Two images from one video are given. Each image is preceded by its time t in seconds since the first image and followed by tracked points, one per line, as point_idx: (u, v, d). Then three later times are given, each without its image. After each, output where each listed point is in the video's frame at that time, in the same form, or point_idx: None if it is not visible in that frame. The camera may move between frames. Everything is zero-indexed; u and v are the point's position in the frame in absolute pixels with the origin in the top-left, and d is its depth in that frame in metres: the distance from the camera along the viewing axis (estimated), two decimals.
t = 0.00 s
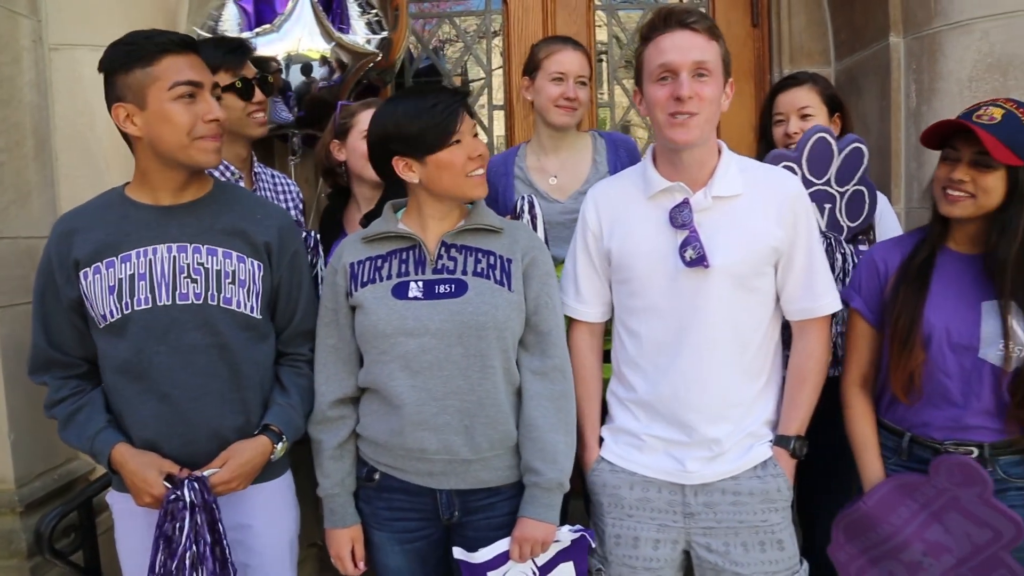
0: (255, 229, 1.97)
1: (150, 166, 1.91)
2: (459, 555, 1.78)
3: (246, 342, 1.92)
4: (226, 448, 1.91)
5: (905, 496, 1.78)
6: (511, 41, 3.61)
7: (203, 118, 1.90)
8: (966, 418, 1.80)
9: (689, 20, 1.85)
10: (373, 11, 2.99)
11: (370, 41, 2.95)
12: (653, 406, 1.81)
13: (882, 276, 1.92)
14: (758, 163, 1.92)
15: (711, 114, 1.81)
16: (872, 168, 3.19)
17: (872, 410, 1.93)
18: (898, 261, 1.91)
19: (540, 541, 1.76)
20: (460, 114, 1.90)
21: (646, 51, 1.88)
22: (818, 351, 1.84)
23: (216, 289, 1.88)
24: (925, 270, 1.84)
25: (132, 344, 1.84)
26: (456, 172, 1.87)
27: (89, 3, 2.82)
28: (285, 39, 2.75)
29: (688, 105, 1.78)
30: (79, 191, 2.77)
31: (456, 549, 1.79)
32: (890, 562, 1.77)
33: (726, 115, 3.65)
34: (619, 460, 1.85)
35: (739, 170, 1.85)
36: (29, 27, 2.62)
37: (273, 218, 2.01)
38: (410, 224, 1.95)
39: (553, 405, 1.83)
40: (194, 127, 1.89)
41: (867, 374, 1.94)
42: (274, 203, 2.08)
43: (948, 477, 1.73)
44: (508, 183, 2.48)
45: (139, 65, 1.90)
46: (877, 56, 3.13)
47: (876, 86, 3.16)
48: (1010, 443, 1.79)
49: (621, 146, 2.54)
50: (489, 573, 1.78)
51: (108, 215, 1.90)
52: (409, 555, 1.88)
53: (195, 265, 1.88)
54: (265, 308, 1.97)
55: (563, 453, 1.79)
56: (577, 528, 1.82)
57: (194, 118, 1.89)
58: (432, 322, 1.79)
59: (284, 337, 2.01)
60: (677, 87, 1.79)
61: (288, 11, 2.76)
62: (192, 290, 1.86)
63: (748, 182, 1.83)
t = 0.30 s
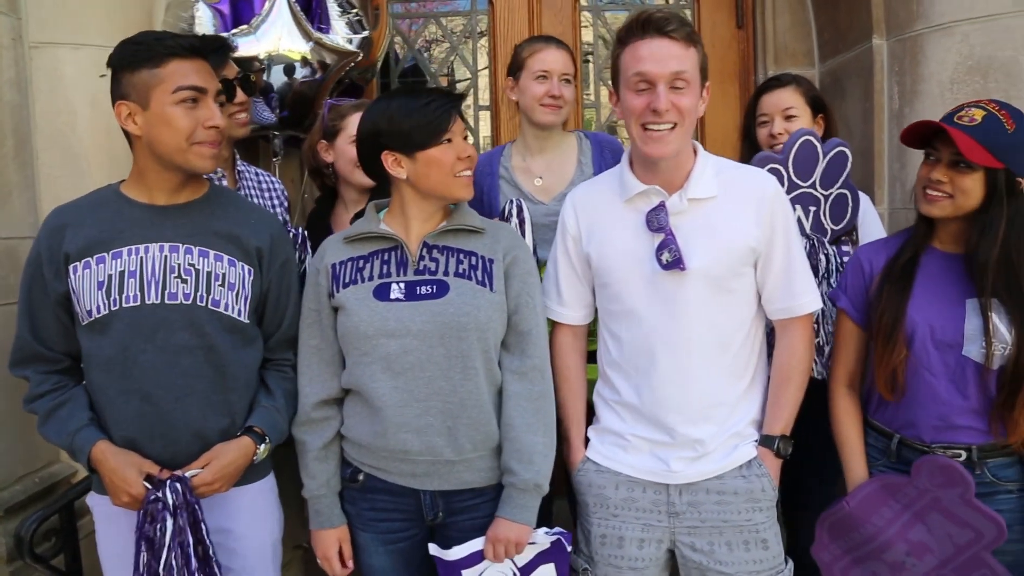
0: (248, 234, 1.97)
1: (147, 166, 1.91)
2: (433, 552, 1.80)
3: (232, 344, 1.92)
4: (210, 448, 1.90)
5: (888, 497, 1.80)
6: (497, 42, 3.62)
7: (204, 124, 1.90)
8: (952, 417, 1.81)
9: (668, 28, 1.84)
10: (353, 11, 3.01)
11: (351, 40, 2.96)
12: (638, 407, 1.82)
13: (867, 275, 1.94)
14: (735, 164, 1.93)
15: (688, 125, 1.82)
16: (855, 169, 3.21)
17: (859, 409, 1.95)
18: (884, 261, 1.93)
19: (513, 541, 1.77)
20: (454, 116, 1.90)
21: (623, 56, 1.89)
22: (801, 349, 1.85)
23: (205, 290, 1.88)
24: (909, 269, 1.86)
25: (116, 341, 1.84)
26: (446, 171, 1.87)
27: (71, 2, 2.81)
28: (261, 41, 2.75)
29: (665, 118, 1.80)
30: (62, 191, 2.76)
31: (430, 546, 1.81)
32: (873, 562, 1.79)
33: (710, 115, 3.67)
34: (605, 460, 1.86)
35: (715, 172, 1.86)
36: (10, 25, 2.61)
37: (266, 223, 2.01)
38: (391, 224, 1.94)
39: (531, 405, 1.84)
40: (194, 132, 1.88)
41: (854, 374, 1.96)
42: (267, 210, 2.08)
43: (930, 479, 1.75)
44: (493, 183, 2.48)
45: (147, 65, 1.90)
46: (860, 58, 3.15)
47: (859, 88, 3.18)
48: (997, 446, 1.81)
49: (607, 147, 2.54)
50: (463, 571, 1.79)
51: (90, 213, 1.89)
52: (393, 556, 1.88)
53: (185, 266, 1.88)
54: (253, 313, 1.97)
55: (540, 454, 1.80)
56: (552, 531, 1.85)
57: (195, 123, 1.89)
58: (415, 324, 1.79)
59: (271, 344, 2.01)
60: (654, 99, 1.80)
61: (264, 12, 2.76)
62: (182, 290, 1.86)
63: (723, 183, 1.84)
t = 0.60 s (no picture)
0: (230, 231, 1.96)
1: (126, 166, 1.90)
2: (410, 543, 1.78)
3: (217, 343, 1.91)
4: (198, 447, 1.90)
5: (888, 504, 1.81)
6: (487, 42, 3.62)
7: (182, 124, 1.89)
8: (953, 417, 1.82)
9: (650, 31, 1.85)
10: (337, 11, 3.01)
11: (337, 40, 2.97)
12: (637, 409, 1.82)
13: (866, 276, 1.95)
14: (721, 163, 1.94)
15: (671, 126, 1.83)
16: (843, 169, 3.23)
17: (861, 411, 1.96)
18: (882, 262, 1.94)
19: (493, 536, 1.76)
20: (440, 117, 1.90)
21: (606, 62, 1.89)
22: (793, 346, 1.85)
23: (189, 289, 1.87)
24: (908, 268, 1.87)
25: (101, 342, 1.83)
26: (436, 170, 1.87)
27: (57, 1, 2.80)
28: (246, 42, 2.74)
29: (648, 120, 1.81)
30: (48, 192, 2.75)
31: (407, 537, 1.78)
32: (877, 569, 1.81)
33: (699, 115, 3.68)
34: (603, 463, 1.86)
35: (700, 171, 1.86)
36: None
37: (250, 220, 2.00)
38: (381, 224, 1.94)
39: (520, 402, 1.84)
40: (171, 132, 1.88)
41: (857, 377, 1.97)
42: (249, 207, 2.07)
43: (929, 485, 1.76)
44: (482, 181, 2.48)
45: (124, 65, 1.89)
46: (848, 59, 3.17)
47: (847, 89, 3.20)
48: (1003, 449, 1.81)
49: (596, 146, 2.54)
50: (440, 565, 1.77)
51: (77, 215, 1.88)
52: (381, 556, 1.88)
53: (168, 265, 1.87)
54: (238, 309, 1.96)
55: (527, 450, 1.80)
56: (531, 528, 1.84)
57: (173, 123, 1.88)
58: (406, 323, 1.79)
59: (257, 342, 2.00)
60: (638, 101, 1.81)
61: (247, 12, 2.75)
62: (165, 289, 1.85)
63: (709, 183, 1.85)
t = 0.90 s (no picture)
0: (217, 230, 1.94)
1: (110, 167, 1.88)
2: (404, 539, 1.78)
3: (206, 342, 1.89)
4: (187, 448, 1.88)
5: (878, 506, 1.82)
6: (477, 42, 3.61)
7: (166, 124, 1.87)
8: (944, 418, 1.83)
9: (642, 29, 1.86)
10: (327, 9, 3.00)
11: (328, 39, 2.96)
12: (637, 409, 1.82)
13: (858, 277, 1.96)
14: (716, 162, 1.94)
15: (665, 122, 1.83)
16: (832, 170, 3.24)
17: (854, 412, 1.97)
18: (874, 262, 1.95)
19: (485, 532, 1.76)
20: (428, 117, 1.89)
21: (600, 60, 1.90)
22: (791, 346, 1.85)
23: (177, 288, 1.86)
24: (900, 267, 1.88)
25: (88, 343, 1.81)
26: (423, 172, 1.86)
27: None
28: (235, 41, 2.72)
29: (642, 114, 1.80)
30: (34, 192, 2.72)
31: (401, 532, 1.79)
32: (868, 570, 1.82)
33: (689, 115, 3.69)
34: (604, 463, 1.86)
35: (696, 169, 1.87)
36: None
37: (237, 220, 1.99)
38: (366, 225, 1.93)
39: (511, 401, 1.84)
40: (156, 132, 1.86)
41: (849, 378, 1.97)
42: (237, 207, 2.05)
43: (918, 487, 1.77)
44: (472, 180, 2.47)
45: (109, 65, 1.87)
46: (837, 60, 3.18)
47: (836, 90, 3.21)
48: (997, 450, 1.83)
49: (587, 146, 2.54)
50: (431, 561, 1.76)
51: (63, 215, 1.86)
52: (374, 558, 1.87)
53: (156, 264, 1.85)
54: (227, 309, 1.95)
55: (518, 448, 1.80)
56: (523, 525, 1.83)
57: (157, 123, 1.86)
58: (397, 324, 1.78)
59: (244, 341, 1.99)
60: (633, 96, 1.81)
61: (237, 11, 2.73)
62: (153, 289, 1.84)
63: (705, 181, 1.85)
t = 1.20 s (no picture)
0: (204, 230, 1.93)
1: (97, 166, 1.86)
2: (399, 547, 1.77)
3: (193, 343, 1.88)
4: (174, 450, 1.87)
5: (866, 505, 1.83)
6: (466, 41, 3.60)
7: (153, 124, 1.85)
8: (931, 418, 1.84)
9: (642, 26, 1.88)
10: (317, 8, 3.00)
11: (318, 37, 2.97)
12: (635, 410, 1.82)
13: (846, 277, 1.97)
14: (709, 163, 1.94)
15: (664, 116, 1.83)
16: (821, 170, 3.25)
17: (842, 412, 1.98)
18: (862, 262, 1.96)
19: (481, 535, 1.76)
20: (417, 117, 1.88)
21: (601, 55, 1.90)
22: (787, 345, 1.86)
23: (163, 288, 1.84)
24: (888, 267, 1.89)
25: (72, 343, 1.79)
26: (410, 172, 1.85)
27: None
28: (226, 38, 2.70)
29: (641, 106, 1.80)
30: (18, 192, 2.70)
31: (396, 540, 1.78)
32: (856, 570, 1.82)
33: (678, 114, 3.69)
34: (604, 464, 1.85)
35: (692, 171, 1.87)
36: None
37: (223, 219, 1.97)
38: (353, 225, 1.92)
39: (500, 401, 1.83)
40: (143, 131, 1.84)
41: (837, 378, 1.98)
42: (224, 207, 2.04)
43: (905, 487, 1.77)
44: (461, 180, 2.46)
45: (95, 64, 1.85)
46: (825, 60, 3.19)
47: (824, 90, 3.22)
48: (982, 449, 1.84)
49: (575, 147, 2.54)
50: (428, 566, 1.76)
51: (47, 215, 1.84)
52: (363, 559, 1.86)
53: (142, 264, 1.84)
54: (214, 309, 1.93)
55: (508, 449, 1.80)
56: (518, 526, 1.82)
57: (144, 123, 1.84)
58: (384, 325, 1.77)
59: (232, 342, 1.97)
60: (632, 88, 1.81)
61: (229, 9, 2.71)
62: (139, 289, 1.82)
63: (700, 182, 1.85)
